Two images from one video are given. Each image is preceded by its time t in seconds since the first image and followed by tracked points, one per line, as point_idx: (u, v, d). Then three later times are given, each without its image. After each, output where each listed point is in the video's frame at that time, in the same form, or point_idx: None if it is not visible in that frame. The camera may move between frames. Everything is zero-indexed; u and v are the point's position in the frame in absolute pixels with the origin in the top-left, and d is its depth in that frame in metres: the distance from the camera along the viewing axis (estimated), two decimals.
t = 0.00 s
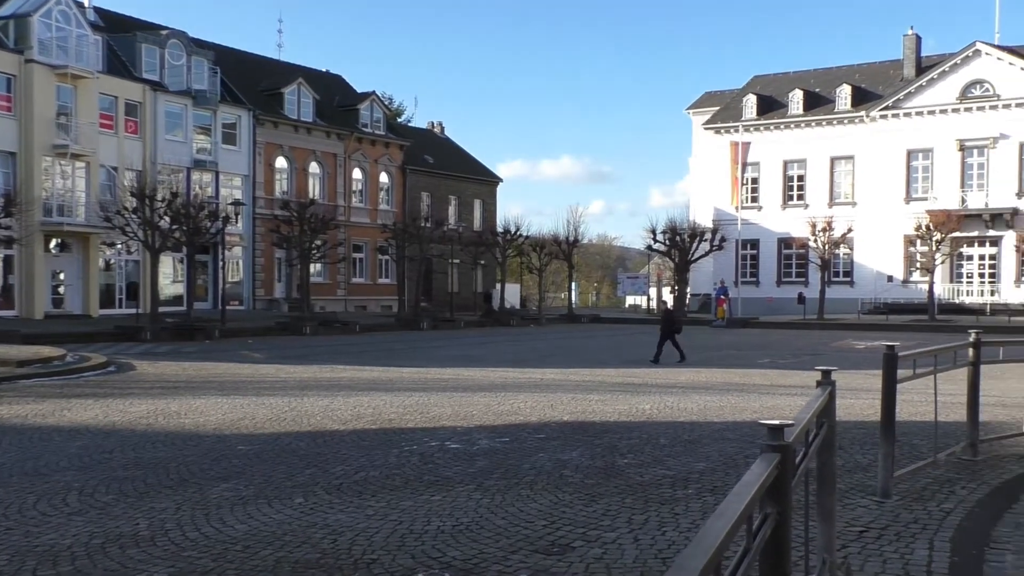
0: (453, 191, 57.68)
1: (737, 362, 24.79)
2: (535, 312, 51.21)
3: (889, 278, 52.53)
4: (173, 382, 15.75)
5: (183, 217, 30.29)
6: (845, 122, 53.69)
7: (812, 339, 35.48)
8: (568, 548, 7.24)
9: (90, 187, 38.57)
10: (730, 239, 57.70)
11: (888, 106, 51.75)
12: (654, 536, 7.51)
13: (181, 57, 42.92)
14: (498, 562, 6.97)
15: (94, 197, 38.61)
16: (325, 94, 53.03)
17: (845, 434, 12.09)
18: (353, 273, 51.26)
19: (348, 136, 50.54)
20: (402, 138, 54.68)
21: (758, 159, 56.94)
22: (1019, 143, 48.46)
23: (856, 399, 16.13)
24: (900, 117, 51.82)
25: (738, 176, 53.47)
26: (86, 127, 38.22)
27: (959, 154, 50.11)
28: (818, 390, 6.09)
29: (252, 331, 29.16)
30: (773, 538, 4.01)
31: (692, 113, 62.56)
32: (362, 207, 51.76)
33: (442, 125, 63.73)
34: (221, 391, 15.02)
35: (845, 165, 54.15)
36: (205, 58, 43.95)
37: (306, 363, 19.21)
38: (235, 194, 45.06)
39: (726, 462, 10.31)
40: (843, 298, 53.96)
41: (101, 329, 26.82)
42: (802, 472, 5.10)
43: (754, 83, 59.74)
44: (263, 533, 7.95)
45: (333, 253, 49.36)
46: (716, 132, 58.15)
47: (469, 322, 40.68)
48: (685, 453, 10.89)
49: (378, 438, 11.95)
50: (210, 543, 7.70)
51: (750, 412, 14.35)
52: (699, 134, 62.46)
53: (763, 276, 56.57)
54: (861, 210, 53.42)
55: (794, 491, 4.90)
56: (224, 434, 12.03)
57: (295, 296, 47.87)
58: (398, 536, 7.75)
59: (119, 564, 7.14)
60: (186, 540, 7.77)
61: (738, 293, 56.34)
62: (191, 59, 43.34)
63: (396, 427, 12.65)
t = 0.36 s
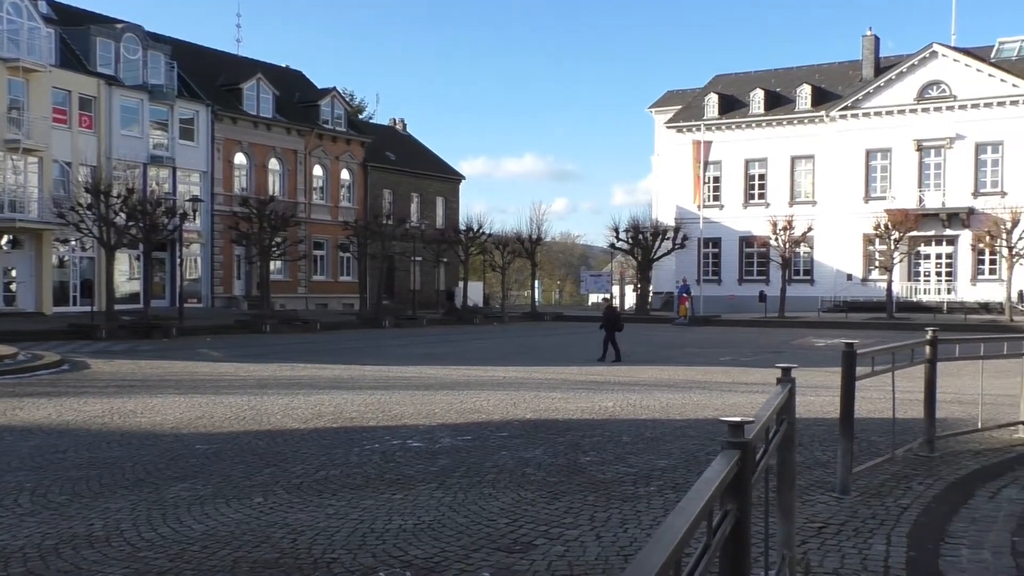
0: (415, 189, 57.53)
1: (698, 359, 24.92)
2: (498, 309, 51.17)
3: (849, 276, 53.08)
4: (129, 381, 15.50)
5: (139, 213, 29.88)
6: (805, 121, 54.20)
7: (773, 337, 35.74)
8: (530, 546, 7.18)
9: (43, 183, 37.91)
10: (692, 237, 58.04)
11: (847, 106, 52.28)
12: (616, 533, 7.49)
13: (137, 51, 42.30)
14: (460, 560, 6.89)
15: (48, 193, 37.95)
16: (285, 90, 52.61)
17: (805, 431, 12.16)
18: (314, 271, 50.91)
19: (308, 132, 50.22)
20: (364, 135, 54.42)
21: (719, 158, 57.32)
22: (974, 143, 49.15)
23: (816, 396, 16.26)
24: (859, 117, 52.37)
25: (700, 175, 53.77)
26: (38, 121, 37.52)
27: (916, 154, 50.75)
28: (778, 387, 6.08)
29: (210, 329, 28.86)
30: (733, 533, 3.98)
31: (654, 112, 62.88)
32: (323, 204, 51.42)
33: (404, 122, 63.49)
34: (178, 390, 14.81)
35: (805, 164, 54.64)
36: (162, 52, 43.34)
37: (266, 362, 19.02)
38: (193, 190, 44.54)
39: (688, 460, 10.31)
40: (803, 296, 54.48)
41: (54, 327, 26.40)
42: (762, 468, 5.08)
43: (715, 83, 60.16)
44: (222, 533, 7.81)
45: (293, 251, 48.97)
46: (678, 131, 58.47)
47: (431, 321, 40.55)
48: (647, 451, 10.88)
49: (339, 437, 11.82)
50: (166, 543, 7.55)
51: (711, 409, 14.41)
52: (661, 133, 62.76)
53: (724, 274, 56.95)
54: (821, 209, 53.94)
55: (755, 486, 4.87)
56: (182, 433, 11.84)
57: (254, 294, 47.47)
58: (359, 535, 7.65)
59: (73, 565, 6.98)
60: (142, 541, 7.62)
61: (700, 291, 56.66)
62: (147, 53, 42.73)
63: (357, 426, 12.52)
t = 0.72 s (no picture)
0: (379, 187, 57.32)
1: (661, 358, 25.01)
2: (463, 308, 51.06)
3: (811, 275, 53.55)
4: (87, 381, 15.26)
5: (97, 211, 29.45)
6: (768, 122, 54.62)
7: (737, 335, 36.03)
8: (494, 546, 7.13)
9: None
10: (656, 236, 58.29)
11: (809, 106, 52.75)
12: (580, 531, 7.45)
13: (94, 46, 41.68)
14: (422, 561, 6.82)
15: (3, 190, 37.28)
16: (247, 87, 52.13)
17: (768, 428, 12.23)
18: (276, 269, 50.51)
19: (271, 130, 49.81)
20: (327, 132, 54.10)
21: (684, 157, 57.61)
22: (934, 144, 49.76)
23: (778, 394, 16.34)
24: (821, 118, 52.85)
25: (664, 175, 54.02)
26: None
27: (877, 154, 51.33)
28: (740, 385, 6.07)
29: (170, 327, 28.52)
30: (695, 531, 3.95)
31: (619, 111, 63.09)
32: (285, 202, 51.04)
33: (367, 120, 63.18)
34: (137, 390, 14.60)
35: (768, 164, 55.09)
36: (120, 47, 42.74)
37: (227, 361, 18.83)
38: (152, 187, 44.03)
39: (651, 458, 10.32)
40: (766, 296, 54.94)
41: (9, 326, 25.96)
42: (724, 466, 5.06)
43: (680, 83, 60.48)
44: (181, 535, 7.68)
45: (255, 248, 48.54)
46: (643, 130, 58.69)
47: (395, 319, 40.42)
48: (611, 449, 10.87)
49: (302, 436, 11.71)
50: (124, 545, 7.41)
51: (674, 407, 14.44)
52: (626, 133, 62.98)
53: (688, 273, 57.27)
54: (784, 209, 54.38)
55: (717, 485, 4.84)
56: (140, 434, 11.65)
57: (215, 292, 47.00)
58: (321, 535, 7.56)
59: (27, 569, 6.82)
60: (98, 543, 7.47)
61: (664, 290, 56.92)
62: (104, 48, 42.12)
63: (320, 425, 12.41)
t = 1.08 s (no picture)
0: (343, 186, 57.04)
1: (626, 356, 25.04)
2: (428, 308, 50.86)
3: (776, 274, 53.91)
4: (45, 381, 15.01)
5: (54, 208, 29.05)
6: (733, 122, 54.96)
7: (702, 333, 36.16)
8: (458, 545, 7.06)
9: None
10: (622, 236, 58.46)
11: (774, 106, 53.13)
12: (546, 530, 7.40)
13: (50, 41, 41.02)
14: (386, 561, 6.74)
15: None
16: (208, 84, 51.59)
17: (732, 426, 12.27)
18: (238, 268, 50.05)
19: (233, 127, 49.36)
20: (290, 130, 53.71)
21: (650, 157, 57.82)
22: (896, 144, 50.32)
23: (742, 392, 16.40)
24: (786, 118, 53.23)
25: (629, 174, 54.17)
26: None
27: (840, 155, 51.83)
28: (704, 383, 6.05)
29: (130, 327, 28.17)
30: (659, 530, 3.90)
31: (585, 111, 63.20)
32: (248, 200, 50.64)
33: (331, 118, 62.83)
34: (95, 390, 14.36)
35: (733, 163, 55.44)
36: (77, 42, 42.11)
37: (189, 361, 18.61)
38: (111, 185, 43.48)
39: (617, 457, 10.30)
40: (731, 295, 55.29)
41: None
42: (687, 464, 5.03)
43: (646, 82, 60.72)
44: (141, 537, 7.53)
45: (218, 247, 48.07)
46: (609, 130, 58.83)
47: (360, 318, 40.22)
48: (577, 448, 10.84)
49: (264, 437, 11.56)
50: (81, 548, 7.25)
51: (640, 406, 14.43)
52: (592, 132, 63.10)
53: (654, 272, 57.49)
54: (748, 208, 54.74)
55: (680, 484, 4.81)
56: (99, 435, 11.45)
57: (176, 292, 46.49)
58: (284, 536, 7.44)
59: None
60: (55, 546, 7.30)
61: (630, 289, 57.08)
62: (61, 43, 41.50)
63: (283, 425, 12.27)
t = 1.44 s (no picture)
0: (309, 185, 56.72)
1: (594, 356, 25.07)
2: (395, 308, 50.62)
3: (742, 274, 54.26)
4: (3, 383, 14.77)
5: (14, 208, 28.67)
6: (700, 122, 55.24)
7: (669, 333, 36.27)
8: (424, 546, 7.02)
9: None
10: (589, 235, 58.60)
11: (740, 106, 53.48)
12: (511, 530, 7.39)
13: (8, 37, 40.38)
14: (351, 562, 6.69)
15: None
16: (172, 81, 51.06)
17: (698, 425, 12.33)
18: (202, 268, 49.62)
19: (196, 125, 48.91)
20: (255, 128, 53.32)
21: (617, 156, 57.99)
22: (860, 145, 50.84)
23: (709, 391, 16.46)
24: (752, 119, 53.58)
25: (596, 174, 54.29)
26: None
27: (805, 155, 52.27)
28: (669, 383, 6.05)
29: (92, 328, 27.85)
30: (622, 529, 3.88)
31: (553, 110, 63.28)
32: (212, 199, 50.24)
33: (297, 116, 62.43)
34: (56, 391, 14.15)
35: (700, 164, 55.76)
36: (37, 39, 41.45)
37: (151, 361, 18.41)
38: (71, 183, 42.94)
39: (583, 456, 10.29)
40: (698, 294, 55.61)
41: None
42: (652, 463, 5.02)
43: (613, 82, 60.92)
44: (101, 540, 7.42)
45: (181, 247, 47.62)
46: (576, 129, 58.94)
47: (326, 318, 40.00)
48: (543, 448, 10.82)
49: (229, 438, 11.44)
50: (40, 552, 7.13)
51: (606, 406, 14.45)
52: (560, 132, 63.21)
53: (621, 271, 57.69)
54: (715, 208, 55.07)
55: (644, 484, 4.80)
56: (59, 437, 11.28)
57: (139, 292, 45.99)
58: (247, 538, 7.37)
59: None
60: (13, 550, 7.17)
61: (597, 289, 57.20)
62: (20, 39, 40.88)
63: (247, 426, 12.16)
